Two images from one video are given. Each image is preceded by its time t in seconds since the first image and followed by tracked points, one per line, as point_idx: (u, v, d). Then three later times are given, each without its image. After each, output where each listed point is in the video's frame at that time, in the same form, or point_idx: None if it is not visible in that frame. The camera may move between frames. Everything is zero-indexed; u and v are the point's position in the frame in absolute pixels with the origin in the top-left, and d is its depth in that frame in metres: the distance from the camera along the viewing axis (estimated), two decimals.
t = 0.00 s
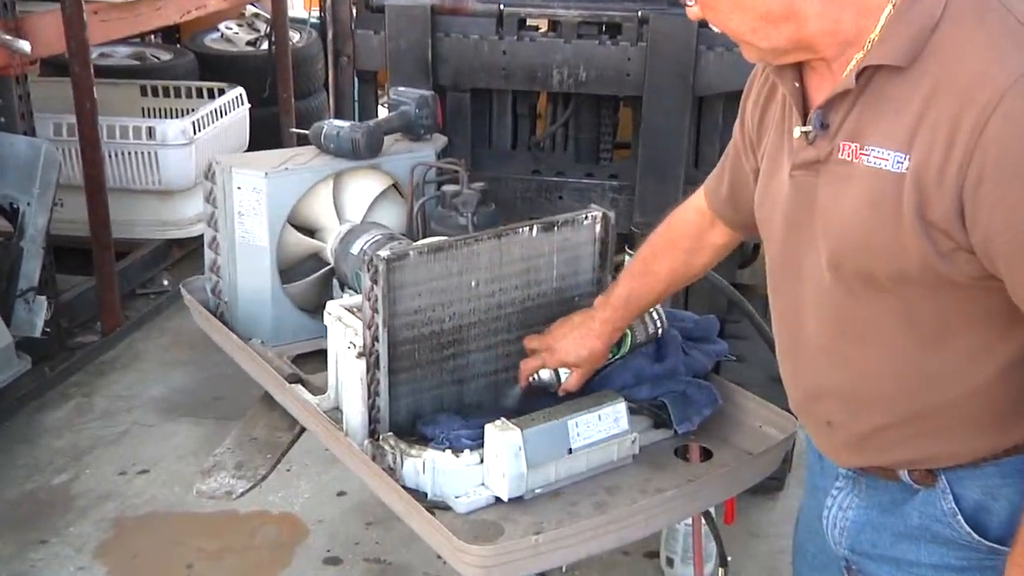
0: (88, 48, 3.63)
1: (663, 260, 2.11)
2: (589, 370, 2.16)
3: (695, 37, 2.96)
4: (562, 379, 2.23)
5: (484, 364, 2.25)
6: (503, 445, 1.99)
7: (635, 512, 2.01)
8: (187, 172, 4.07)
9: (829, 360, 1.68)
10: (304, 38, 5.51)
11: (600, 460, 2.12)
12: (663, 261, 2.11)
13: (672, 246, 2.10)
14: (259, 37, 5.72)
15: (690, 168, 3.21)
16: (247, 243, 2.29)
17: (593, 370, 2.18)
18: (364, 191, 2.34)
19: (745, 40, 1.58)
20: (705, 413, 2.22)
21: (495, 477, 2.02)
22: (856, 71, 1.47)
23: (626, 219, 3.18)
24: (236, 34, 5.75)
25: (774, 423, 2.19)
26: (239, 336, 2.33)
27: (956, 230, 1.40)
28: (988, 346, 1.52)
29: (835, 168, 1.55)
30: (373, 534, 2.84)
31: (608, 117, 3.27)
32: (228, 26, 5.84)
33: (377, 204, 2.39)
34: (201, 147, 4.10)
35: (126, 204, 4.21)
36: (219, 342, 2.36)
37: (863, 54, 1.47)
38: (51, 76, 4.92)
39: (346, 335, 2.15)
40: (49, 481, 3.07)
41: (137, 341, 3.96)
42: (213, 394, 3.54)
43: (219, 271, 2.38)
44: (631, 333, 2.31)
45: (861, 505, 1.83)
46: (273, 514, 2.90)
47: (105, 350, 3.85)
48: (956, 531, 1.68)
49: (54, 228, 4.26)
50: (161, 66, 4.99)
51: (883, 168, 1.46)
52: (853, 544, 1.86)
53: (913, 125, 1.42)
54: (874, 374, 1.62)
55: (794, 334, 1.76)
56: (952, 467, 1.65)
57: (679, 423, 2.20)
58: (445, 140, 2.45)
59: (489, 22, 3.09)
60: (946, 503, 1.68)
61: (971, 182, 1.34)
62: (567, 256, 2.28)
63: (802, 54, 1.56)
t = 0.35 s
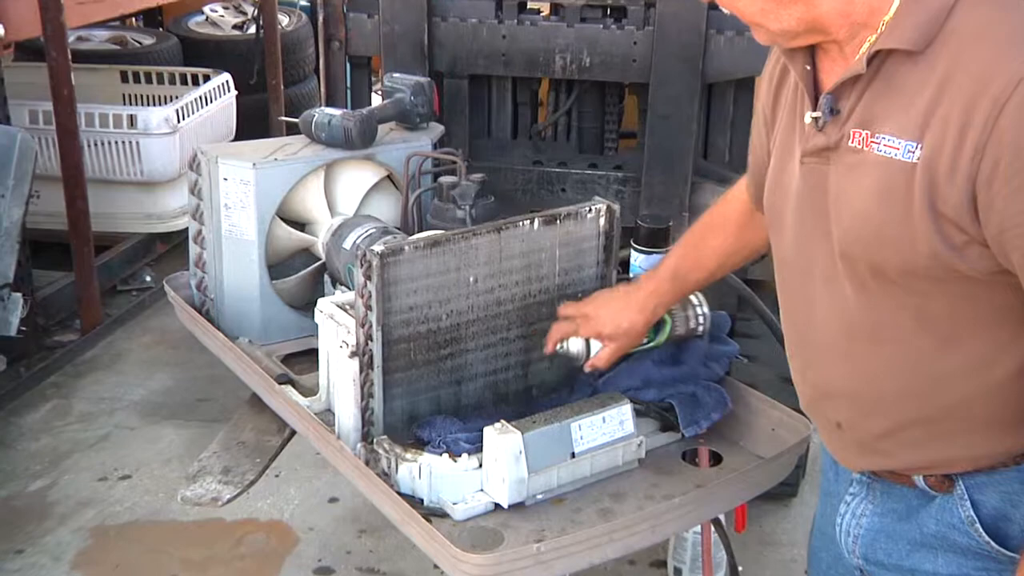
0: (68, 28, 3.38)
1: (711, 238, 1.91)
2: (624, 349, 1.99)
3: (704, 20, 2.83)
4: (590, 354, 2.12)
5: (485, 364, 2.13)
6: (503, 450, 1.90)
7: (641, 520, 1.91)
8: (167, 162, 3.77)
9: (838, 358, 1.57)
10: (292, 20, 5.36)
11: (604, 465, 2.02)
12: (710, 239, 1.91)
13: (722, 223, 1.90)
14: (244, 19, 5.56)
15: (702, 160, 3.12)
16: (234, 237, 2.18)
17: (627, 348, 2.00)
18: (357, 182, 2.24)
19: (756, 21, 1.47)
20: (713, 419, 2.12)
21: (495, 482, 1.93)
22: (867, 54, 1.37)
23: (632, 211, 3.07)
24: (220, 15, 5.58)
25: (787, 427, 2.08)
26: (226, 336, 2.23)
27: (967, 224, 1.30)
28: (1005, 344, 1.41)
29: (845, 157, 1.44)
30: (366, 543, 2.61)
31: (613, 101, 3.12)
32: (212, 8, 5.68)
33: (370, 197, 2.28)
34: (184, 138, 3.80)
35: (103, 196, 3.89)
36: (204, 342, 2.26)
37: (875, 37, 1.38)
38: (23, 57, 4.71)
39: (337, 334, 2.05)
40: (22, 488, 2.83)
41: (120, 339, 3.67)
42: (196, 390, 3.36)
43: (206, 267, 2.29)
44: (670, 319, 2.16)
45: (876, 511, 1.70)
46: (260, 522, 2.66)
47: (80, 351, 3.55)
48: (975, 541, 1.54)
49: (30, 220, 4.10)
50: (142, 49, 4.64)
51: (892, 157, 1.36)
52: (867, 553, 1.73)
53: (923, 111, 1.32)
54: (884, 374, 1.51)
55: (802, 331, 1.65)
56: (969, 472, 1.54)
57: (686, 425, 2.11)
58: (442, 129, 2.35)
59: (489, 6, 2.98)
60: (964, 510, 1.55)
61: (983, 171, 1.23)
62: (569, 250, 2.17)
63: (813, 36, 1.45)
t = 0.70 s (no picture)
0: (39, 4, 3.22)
1: (762, 234, 1.83)
2: (660, 343, 1.91)
3: None
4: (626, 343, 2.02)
5: (483, 355, 2.04)
6: (501, 446, 1.81)
7: (644, 520, 1.82)
8: (146, 146, 3.66)
9: (840, 339, 1.49)
10: None
11: (607, 463, 1.93)
12: (760, 234, 1.83)
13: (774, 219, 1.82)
14: None
15: (709, 142, 2.94)
16: (219, 224, 2.09)
17: (660, 346, 1.92)
18: (348, 165, 2.14)
19: None
20: (716, 422, 2.02)
21: (493, 479, 1.84)
22: (886, 14, 1.30)
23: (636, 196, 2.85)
24: None
25: (798, 422, 2.00)
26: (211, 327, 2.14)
27: (973, 203, 1.20)
28: (1013, 334, 1.32)
29: (857, 125, 1.36)
30: (358, 543, 2.57)
31: (616, 82, 2.95)
32: None
33: (361, 181, 2.19)
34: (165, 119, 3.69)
35: (83, 179, 3.82)
36: (189, 334, 2.17)
37: None
38: None
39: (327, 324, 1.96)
40: None
41: (97, 333, 3.60)
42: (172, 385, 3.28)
43: (189, 256, 2.19)
44: (717, 332, 1.98)
45: (878, 506, 1.63)
46: (248, 522, 2.62)
47: (59, 343, 3.48)
48: (975, 541, 1.47)
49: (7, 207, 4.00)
50: (119, 26, 4.48)
51: (901, 126, 1.28)
52: (868, 551, 1.66)
53: (934, 80, 1.23)
54: (885, 359, 1.42)
55: (806, 312, 1.56)
56: (973, 469, 1.46)
57: (690, 421, 2.00)
58: (437, 110, 2.26)
59: None
60: (965, 509, 1.48)
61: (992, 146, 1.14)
62: (572, 238, 2.06)
63: None
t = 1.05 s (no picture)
0: None
1: (777, 231, 1.76)
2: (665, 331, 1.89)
3: None
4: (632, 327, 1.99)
5: (482, 350, 1.94)
6: (502, 447, 1.72)
7: (651, 524, 1.73)
8: (127, 130, 3.62)
9: (846, 323, 1.45)
10: None
11: (613, 463, 1.84)
12: (774, 230, 1.76)
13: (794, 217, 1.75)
14: None
15: (719, 127, 2.81)
16: (204, 213, 2.00)
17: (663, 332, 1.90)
18: (340, 152, 2.05)
19: None
20: (724, 422, 1.92)
21: (493, 481, 1.74)
22: None
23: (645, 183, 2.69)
24: None
25: (812, 421, 1.90)
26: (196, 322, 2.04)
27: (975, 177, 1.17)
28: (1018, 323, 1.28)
29: (872, 95, 1.36)
30: (351, 548, 2.49)
31: (622, 63, 2.83)
32: None
33: (354, 168, 2.09)
34: (146, 104, 3.64)
35: (62, 166, 3.76)
36: (174, 329, 2.07)
37: None
38: None
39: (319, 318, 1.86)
40: None
41: (76, 327, 3.53)
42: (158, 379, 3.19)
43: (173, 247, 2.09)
44: (730, 331, 1.92)
45: (888, 507, 1.60)
46: (236, 526, 2.53)
47: (38, 337, 3.41)
48: (983, 547, 1.45)
49: None
50: (100, 4, 4.39)
51: (908, 95, 1.27)
52: (878, 553, 1.63)
53: (945, 46, 1.22)
54: (892, 344, 1.39)
55: (818, 295, 1.53)
56: (984, 471, 1.42)
57: (700, 420, 1.91)
58: (433, 95, 2.18)
59: None
60: (974, 515, 1.45)
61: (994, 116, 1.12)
62: (575, 227, 1.97)
63: None
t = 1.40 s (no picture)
0: None
1: (780, 224, 1.67)
2: (663, 329, 1.78)
3: None
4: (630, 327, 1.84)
5: (479, 344, 1.86)
6: (501, 444, 1.63)
7: (657, 525, 1.65)
8: (109, 114, 3.47)
9: (861, 310, 1.38)
10: None
11: (617, 462, 1.75)
12: (778, 222, 1.67)
13: (798, 209, 1.64)
14: None
15: (729, 110, 2.69)
16: (189, 199, 1.91)
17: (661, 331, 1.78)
18: (332, 136, 1.97)
19: None
20: (734, 420, 1.84)
21: (491, 480, 1.66)
22: None
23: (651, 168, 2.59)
24: None
25: (826, 417, 1.82)
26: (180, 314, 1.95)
27: (999, 151, 1.14)
28: None
29: (888, 73, 1.32)
30: (343, 551, 2.40)
31: (627, 41, 2.72)
32: None
33: (346, 153, 2.01)
34: (128, 85, 3.51)
35: (35, 148, 3.60)
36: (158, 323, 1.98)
37: None
38: None
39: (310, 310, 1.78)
40: None
41: (54, 319, 3.42)
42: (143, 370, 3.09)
43: (156, 236, 2.00)
44: (732, 329, 1.84)
45: (904, 508, 1.51)
46: (221, 527, 2.46)
47: (16, 331, 3.32)
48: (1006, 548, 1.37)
49: None
50: None
51: (926, 70, 1.24)
52: (893, 556, 1.54)
53: (966, 18, 1.20)
54: (908, 331, 1.32)
55: (830, 283, 1.46)
56: (1007, 469, 1.35)
57: (708, 417, 1.82)
58: (429, 75, 2.10)
59: None
60: (996, 514, 1.37)
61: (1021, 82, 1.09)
62: (576, 215, 1.88)
63: None
